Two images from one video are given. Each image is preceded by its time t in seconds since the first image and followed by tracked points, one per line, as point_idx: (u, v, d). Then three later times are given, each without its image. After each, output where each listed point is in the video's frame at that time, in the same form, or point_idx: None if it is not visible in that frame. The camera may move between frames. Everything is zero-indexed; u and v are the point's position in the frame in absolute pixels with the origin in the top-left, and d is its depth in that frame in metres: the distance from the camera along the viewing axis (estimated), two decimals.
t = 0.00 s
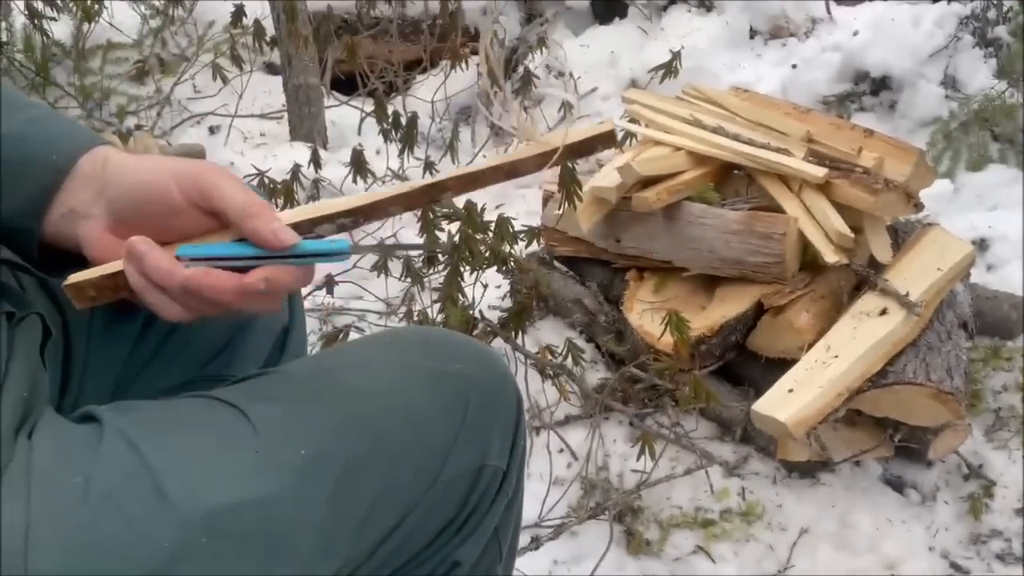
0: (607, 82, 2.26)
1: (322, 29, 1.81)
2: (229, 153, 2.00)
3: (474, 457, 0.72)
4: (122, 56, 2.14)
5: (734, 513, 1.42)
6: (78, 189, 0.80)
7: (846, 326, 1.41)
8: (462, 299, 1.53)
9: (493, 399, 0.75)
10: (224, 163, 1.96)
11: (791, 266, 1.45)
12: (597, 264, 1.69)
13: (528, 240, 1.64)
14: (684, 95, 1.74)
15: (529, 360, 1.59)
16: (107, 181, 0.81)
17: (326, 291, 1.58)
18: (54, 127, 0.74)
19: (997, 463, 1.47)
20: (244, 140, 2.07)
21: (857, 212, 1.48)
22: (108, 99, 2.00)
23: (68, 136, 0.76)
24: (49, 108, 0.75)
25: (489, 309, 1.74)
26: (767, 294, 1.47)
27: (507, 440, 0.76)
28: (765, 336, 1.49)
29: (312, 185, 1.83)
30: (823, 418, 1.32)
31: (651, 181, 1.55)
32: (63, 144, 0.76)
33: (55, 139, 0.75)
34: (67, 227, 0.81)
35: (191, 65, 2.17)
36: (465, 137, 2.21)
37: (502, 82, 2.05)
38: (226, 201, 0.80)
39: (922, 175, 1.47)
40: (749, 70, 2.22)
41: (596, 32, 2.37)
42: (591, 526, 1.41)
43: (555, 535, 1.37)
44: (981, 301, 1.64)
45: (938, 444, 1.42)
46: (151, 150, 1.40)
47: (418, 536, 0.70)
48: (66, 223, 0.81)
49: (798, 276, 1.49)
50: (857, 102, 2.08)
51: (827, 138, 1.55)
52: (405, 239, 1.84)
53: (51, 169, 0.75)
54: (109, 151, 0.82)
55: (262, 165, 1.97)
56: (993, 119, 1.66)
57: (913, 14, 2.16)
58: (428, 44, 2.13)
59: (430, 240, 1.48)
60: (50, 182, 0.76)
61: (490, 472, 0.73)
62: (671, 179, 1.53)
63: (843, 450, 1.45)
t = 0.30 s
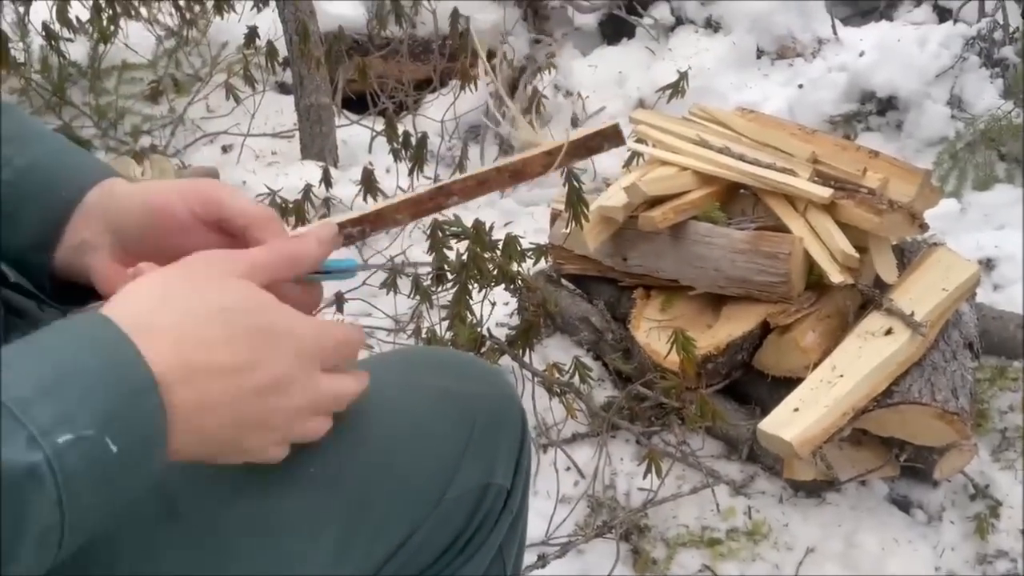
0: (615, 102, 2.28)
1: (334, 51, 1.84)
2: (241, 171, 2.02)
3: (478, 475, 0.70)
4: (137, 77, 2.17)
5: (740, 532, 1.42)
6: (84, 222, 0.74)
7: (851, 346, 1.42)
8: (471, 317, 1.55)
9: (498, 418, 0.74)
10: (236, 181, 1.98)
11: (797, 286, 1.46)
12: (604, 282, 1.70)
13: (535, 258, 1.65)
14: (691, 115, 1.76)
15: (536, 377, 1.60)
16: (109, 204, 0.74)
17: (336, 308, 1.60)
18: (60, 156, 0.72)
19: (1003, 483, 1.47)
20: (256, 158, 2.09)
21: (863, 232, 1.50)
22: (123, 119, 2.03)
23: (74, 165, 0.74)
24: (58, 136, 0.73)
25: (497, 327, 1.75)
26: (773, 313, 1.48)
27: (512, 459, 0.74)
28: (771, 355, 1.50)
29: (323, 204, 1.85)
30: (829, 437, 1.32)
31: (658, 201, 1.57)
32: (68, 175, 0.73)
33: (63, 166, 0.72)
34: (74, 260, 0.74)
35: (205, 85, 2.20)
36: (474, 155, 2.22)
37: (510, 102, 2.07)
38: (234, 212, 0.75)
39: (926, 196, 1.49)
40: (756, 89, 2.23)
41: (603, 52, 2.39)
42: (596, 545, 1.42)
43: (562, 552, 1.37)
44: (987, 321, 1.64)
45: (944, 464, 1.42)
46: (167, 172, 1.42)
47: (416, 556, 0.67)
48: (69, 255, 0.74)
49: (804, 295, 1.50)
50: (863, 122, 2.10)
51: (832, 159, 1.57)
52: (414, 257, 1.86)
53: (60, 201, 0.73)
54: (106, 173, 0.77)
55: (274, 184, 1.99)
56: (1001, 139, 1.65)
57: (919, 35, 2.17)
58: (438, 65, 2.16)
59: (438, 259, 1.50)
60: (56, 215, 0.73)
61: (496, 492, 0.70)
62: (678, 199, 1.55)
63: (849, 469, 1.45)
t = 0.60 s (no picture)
0: (626, 122, 2.31)
1: (350, 74, 1.89)
2: (259, 192, 2.06)
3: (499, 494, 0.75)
4: (157, 99, 2.22)
5: (750, 550, 1.44)
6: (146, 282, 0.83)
7: (860, 365, 1.43)
8: (484, 336, 1.57)
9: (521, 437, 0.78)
10: (254, 202, 2.02)
11: (805, 305, 1.48)
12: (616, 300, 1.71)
13: (547, 277, 1.67)
14: (701, 137, 1.79)
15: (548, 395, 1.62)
16: (168, 272, 0.83)
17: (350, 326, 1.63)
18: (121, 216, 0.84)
19: (1011, 502, 1.49)
20: (272, 179, 2.13)
21: (871, 252, 1.51)
22: (143, 140, 2.08)
23: (136, 225, 0.84)
24: (129, 203, 0.86)
25: (509, 345, 1.78)
26: (782, 333, 1.50)
27: (532, 476, 0.79)
28: (781, 374, 1.51)
29: (339, 224, 1.89)
30: (838, 456, 1.34)
31: (668, 222, 1.60)
32: (126, 232, 0.83)
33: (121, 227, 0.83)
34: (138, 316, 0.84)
35: (223, 107, 2.25)
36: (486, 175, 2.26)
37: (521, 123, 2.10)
38: (296, 287, 0.80)
39: (934, 218, 1.50)
40: (765, 111, 2.26)
41: (613, 75, 2.42)
42: (608, 562, 1.42)
43: (574, 569, 1.39)
44: (995, 340, 1.66)
45: (953, 483, 1.44)
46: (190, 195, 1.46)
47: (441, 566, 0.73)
48: (130, 310, 0.84)
49: (813, 315, 1.51)
50: (871, 143, 2.14)
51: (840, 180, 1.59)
52: (427, 275, 1.89)
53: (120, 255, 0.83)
54: (172, 239, 0.86)
55: (291, 204, 2.03)
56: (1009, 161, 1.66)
57: (926, 57, 2.20)
58: (451, 87, 2.20)
59: (452, 278, 1.53)
60: (112, 266, 0.82)
61: (513, 508, 0.76)
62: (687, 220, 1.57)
63: (858, 488, 1.47)
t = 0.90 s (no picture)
0: (633, 134, 2.31)
1: (359, 87, 1.90)
2: (268, 203, 2.06)
3: (508, 506, 0.77)
4: (167, 111, 2.23)
5: (759, 563, 1.42)
6: (193, 300, 0.85)
7: (869, 377, 1.43)
8: (492, 347, 1.57)
9: (528, 455, 0.81)
10: (263, 213, 2.02)
11: (814, 316, 1.47)
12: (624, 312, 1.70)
13: (555, 288, 1.67)
14: (709, 149, 1.80)
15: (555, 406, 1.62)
16: (219, 290, 0.85)
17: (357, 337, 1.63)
18: (174, 235, 0.85)
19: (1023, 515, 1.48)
20: (281, 190, 2.13)
21: (880, 263, 1.51)
22: (152, 152, 2.09)
23: (187, 243, 0.86)
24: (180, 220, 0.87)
25: (517, 356, 1.78)
26: (790, 344, 1.49)
27: (542, 483, 0.81)
28: (789, 386, 1.50)
29: (347, 235, 1.89)
30: (848, 468, 1.33)
31: (676, 233, 1.60)
32: (178, 250, 0.85)
33: (172, 245, 0.84)
34: (182, 332, 0.86)
35: (232, 119, 2.26)
36: (494, 186, 2.26)
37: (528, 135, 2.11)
38: (347, 334, 0.84)
39: (944, 229, 1.50)
40: (772, 122, 2.26)
41: (620, 86, 2.43)
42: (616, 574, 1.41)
43: None
44: (1005, 352, 1.65)
45: (964, 496, 1.42)
46: (199, 206, 1.47)
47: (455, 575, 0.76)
48: (175, 327, 0.86)
49: (822, 326, 1.51)
50: (880, 154, 2.14)
51: (849, 191, 1.59)
52: (435, 286, 1.89)
53: (169, 275, 0.84)
54: (219, 260, 0.87)
55: (299, 215, 2.03)
56: (1018, 171, 1.66)
57: (934, 68, 2.20)
58: (459, 99, 2.21)
59: (460, 289, 1.53)
60: (164, 284, 0.84)
61: (526, 517, 0.78)
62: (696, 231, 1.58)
63: (868, 500, 1.46)
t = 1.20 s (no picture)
0: (636, 132, 2.30)
1: (359, 83, 1.89)
2: (268, 201, 2.05)
3: (509, 495, 0.76)
4: (167, 109, 2.22)
5: (763, 560, 1.41)
6: (200, 268, 0.85)
7: (874, 373, 1.41)
8: (493, 343, 1.56)
9: (527, 447, 0.80)
10: (263, 211, 2.01)
11: (818, 313, 1.46)
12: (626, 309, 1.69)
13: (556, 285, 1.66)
14: (711, 144, 1.79)
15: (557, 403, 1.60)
16: (230, 261, 0.85)
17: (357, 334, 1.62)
18: (176, 205, 0.85)
19: None
20: (281, 188, 2.13)
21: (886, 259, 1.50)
22: (153, 149, 2.08)
23: (191, 214, 0.86)
24: (180, 194, 0.87)
25: (518, 353, 1.77)
26: (794, 340, 1.47)
27: (542, 476, 0.80)
28: (793, 383, 1.49)
29: (348, 232, 1.89)
30: (852, 465, 1.31)
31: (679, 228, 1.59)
32: (181, 220, 0.85)
33: (176, 214, 0.84)
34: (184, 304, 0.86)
35: (233, 117, 2.25)
36: (496, 184, 2.25)
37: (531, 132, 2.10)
38: (354, 318, 0.86)
39: (949, 224, 1.49)
40: (776, 119, 2.25)
41: (622, 84, 2.42)
42: (618, 572, 1.40)
43: None
44: (1012, 349, 1.64)
45: (971, 493, 1.41)
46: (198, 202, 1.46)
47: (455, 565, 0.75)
48: (180, 298, 0.86)
49: (826, 322, 1.50)
50: (884, 151, 2.12)
51: (853, 186, 1.58)
52: (436, 284, 1.88)
53: (175, 244, 0.84)
54: (224, 229, 0.88)
55: (300, 212, 2.02)
56: None
57: (939, 65, 2.19)
58: (461, 97, 2.21)
59: (461, 285, 1.52)
60: (169, 255, 0.84)
61: (526, 509, 0.77)
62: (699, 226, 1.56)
63: (874, 497, 1.43)
